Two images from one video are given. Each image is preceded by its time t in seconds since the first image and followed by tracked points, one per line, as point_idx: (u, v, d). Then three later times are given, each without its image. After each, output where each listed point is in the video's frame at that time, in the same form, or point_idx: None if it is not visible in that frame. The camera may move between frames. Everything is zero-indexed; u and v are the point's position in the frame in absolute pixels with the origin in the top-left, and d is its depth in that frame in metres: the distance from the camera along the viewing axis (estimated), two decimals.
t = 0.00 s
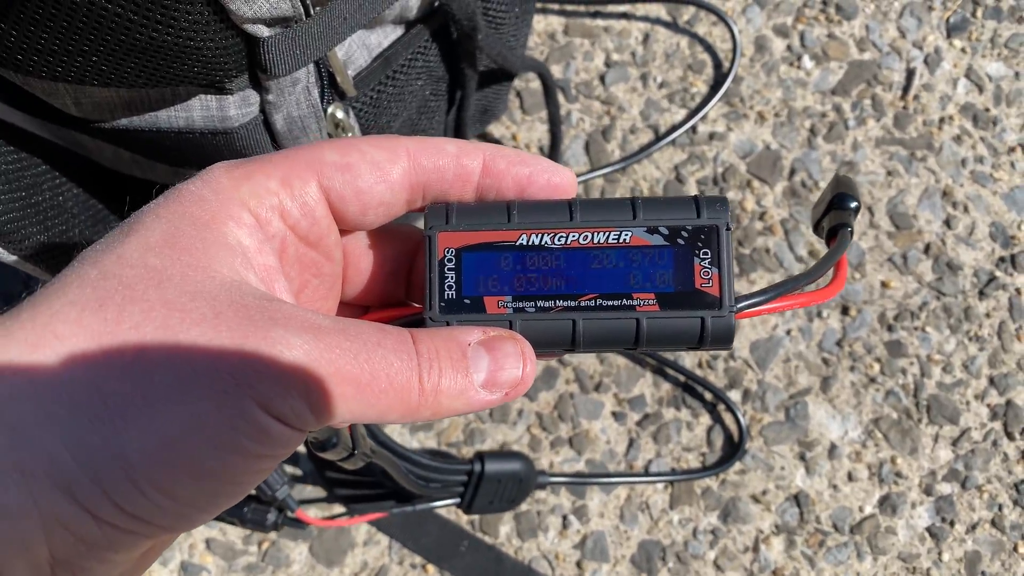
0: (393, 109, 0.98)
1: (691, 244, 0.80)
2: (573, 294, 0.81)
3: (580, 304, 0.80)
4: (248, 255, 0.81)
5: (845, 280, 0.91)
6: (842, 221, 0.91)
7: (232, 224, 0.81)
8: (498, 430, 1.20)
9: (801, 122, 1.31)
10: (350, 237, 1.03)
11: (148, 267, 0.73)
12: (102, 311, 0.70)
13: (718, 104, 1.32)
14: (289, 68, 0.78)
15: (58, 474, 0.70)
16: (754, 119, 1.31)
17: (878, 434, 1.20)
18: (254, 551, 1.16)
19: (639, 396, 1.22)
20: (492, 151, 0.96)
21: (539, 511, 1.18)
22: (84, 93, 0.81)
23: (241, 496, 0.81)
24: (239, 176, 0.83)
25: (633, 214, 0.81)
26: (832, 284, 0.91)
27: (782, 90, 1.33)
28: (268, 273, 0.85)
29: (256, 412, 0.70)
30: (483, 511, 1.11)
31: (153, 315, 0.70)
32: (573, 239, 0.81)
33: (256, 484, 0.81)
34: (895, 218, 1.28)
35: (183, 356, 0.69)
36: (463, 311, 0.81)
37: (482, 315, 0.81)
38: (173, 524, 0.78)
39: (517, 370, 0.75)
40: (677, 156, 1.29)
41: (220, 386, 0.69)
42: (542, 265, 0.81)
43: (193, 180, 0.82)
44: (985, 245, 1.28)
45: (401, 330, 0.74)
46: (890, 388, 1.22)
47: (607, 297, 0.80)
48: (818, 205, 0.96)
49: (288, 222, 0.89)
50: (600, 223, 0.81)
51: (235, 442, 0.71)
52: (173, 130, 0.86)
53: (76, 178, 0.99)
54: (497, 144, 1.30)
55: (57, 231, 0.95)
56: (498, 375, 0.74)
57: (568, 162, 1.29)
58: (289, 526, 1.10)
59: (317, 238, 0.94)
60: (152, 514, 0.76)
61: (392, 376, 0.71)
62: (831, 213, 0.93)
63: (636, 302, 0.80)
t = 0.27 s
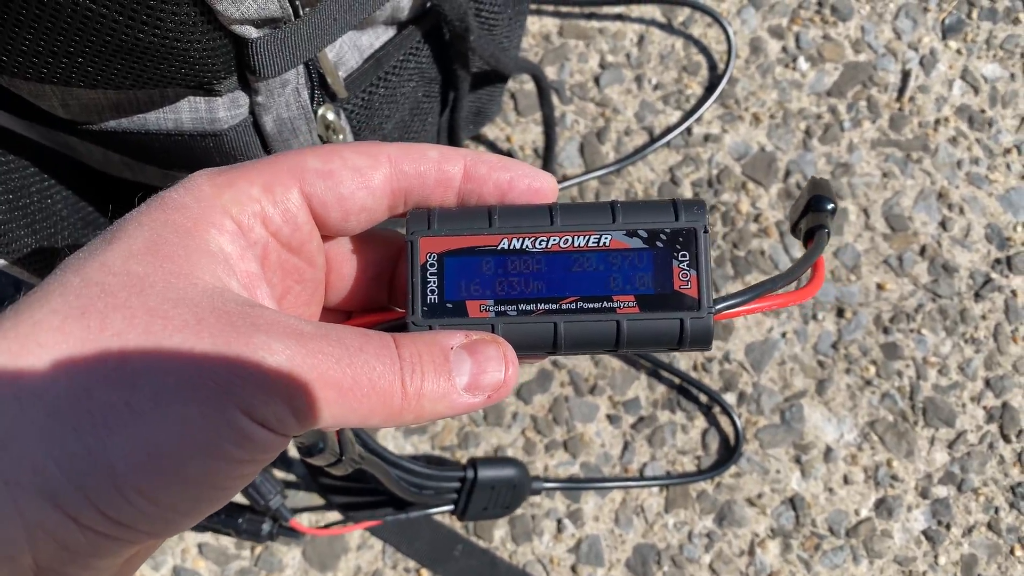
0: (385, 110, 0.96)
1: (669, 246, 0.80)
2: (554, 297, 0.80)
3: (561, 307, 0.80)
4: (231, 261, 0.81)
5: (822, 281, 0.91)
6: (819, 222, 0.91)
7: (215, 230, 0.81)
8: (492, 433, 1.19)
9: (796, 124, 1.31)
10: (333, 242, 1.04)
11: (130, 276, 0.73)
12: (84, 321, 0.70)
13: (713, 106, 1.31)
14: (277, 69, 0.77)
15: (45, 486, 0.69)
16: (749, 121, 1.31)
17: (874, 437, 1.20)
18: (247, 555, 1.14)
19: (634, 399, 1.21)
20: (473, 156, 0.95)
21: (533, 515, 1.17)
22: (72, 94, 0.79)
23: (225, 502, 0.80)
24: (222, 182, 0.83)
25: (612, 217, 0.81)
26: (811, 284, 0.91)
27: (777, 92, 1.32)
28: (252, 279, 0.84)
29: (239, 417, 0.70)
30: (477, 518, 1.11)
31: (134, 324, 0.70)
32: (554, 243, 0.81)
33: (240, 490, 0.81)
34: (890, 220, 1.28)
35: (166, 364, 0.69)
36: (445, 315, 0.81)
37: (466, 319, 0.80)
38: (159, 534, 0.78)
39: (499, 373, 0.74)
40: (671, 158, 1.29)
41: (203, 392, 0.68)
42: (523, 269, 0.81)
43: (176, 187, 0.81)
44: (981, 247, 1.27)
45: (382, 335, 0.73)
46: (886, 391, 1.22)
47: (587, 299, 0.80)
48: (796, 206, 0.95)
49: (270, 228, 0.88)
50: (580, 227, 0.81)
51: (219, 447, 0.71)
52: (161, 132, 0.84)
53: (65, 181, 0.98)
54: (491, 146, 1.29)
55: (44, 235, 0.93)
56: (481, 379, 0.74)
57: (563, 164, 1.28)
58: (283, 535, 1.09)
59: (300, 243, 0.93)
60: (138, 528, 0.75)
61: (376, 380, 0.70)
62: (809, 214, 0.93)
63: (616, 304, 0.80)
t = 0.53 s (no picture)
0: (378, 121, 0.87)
1: (583, 299, 0.87)
2: (488, 341, 0.86)
3: (496, 349, 0.85)
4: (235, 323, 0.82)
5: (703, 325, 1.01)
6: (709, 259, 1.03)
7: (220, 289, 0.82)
8: (486, 442, 1.18)
9: (790, 130, 1.31)
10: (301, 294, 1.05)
11: (137, 331, 0.73)
12: (91, 374, 0.70)
13: (707, 112, 1.31)
14: (267, 81, 0.68)
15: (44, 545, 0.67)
16: (743, 128, 1.30)
17: (868, 444, 1.20)
18: (239, 565, 1.13)
19: (628, 407, 1.21)
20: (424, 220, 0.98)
21: (527, 523, 1.16)
22: (58, 105, 0.72)
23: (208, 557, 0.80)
24: (225, 240, 0.84)
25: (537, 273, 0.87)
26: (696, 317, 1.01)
27: (771, 98, 1.32)
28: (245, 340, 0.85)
29: (248, 463, 0.71)
30: (459, 521, 1.11)
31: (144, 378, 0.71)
32: (489, 295, 0.86)
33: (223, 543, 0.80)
34: (884, 227, 1.27)
35: (177, 418, 0.69)
36: (399, 357, 0.84)
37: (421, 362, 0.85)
38: None
39: (448, 405, 0.80)
40: (665, 164, 1.28)
41: (218, 439, 0.70)
42: (464, 317, 0.86)
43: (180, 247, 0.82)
44: (975, 254, 1.27)
45: (358, 377, 0.78)
46: (880, 398, 1.22)
47: (517, 343, 0.86)
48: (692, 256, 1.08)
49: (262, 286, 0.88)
50: (511, 282, 0.87)
51: (225, 494, 0.72)
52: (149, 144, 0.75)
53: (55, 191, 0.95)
54: (485, 153, 1.29)
55: (31, 244, 0.91)
56: (433, 410, 0.79)
57: (557, 171, 1.28)
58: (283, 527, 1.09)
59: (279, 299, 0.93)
60: None
61: (364, 418, 0.75)
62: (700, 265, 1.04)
63: (540, 347, 0.86)
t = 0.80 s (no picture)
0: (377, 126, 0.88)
1: (464, 290, 1.01)
2: (391, 321, 0.96)
3: (399, 327, 0.96)
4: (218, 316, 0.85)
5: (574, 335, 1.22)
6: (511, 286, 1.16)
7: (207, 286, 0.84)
8: (485, 442, 1.19)
9: (785, 132, 1.32)
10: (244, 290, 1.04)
11: (122, 336, 0.74)
12: (108, 373, 0.71)
13: (703, 115, 1.32)
14: (266, 84, 0.69)
15: (48, 562, 0.66)
16: (738, 130, 1.31)
17: (864, 444, 1.21)
18: (240, 566, 1.14)
19: (626, 407, 1.21)
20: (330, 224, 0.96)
21: (525, 523, 1.17)
22: (57, 109, 0.72)
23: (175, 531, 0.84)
24: (202, 243, 0.84)
25: (425, 269, 1.00)
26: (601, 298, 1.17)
27: (767, 100, 1.33)
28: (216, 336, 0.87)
29: (243, 438, 0.78)
30: (456, 519, 1.10)
31: (136, 382, 0.71)
32: (392, 284, 0.97)
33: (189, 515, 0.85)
34: (879, 228, 1.28)
35: (169, 415, 0.72)
36: (322, 335, 0.92)
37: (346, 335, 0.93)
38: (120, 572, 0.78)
39: (374, 369, 0.90)
40: (662, 167, 1.29)
41: (223, 419, 0.76)
42: (371, 301, 0.96)
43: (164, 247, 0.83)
44: (969, 254, 1.29)
45: (302, 352, 0.85)
46: (876, 398, 1.22)
47: (414, 323, 0.97)
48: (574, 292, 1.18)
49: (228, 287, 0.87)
50: (407, 274, 0.98)
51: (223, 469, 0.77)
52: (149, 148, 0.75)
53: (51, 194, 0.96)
54: (482, 155, 1.30)
55: (32, 250, 0.90)
56: (363, 373, 0.89)
57: (554, 173, 1.29)
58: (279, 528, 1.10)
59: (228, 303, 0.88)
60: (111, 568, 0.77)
61: (326, 390, 0.84)
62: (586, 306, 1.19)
63: (430, 326, 0.98)
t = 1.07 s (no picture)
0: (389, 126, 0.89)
1: (464, 302, 1.01)
2: (386, 333, 0.98)
3: (393, 339, 0.97)
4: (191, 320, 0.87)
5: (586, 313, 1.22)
6: (506, 298, 1.22)
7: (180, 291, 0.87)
8: (493, 440, 1.20)
9: (789, 133, 1.33)
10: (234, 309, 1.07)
11: (83, 328, 0.78)
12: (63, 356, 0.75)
13: (708, 115, 1.33)
14: (285, 85, 0.70)
15: None
16: (743, 130, 1.33)
17: (869, 441, 1.22)
18: (251, 563, 1.15)
19: (633, 405, 1.22)
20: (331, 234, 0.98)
21: (534, 520, 1.18)
22: (81, 110, 0.72)
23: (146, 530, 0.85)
24: (176, 253, 0.88)
25: (424, 280, 1.01)
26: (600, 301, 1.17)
27: (771, 101, 1.34)
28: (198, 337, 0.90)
29: (203, 435, 0.78)
30: (465, 516, 1.11)
31: (84, 369, 0.74)
32: (388, 296, 0.99)
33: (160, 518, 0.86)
34: (883, 227, 1.30)
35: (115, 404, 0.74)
36: (313, 347, 0.94)
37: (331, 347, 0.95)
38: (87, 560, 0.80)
39: (359, 382, 0.89)
40: (667, 167, 1.31)
41: (179, 412, 0.76)
42: (367, 313, 0.97)
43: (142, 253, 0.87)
44: (972, 253, 1.30)
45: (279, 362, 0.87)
46: (881, 395, 1.24)
47: (410, 335, 0.98)
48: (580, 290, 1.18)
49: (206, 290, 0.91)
50: (403, 286, 0.99)
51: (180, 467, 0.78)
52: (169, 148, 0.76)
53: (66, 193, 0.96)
54: (489, 156, 1.31)
55: (51, 249, 0.91)
56: (347, 386, 0.89)
57: (560, 173, 1.30)
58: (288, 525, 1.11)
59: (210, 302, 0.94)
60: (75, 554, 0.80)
61: (295, 394, 0.83)
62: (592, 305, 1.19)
63: (427, 338, 0.99)
